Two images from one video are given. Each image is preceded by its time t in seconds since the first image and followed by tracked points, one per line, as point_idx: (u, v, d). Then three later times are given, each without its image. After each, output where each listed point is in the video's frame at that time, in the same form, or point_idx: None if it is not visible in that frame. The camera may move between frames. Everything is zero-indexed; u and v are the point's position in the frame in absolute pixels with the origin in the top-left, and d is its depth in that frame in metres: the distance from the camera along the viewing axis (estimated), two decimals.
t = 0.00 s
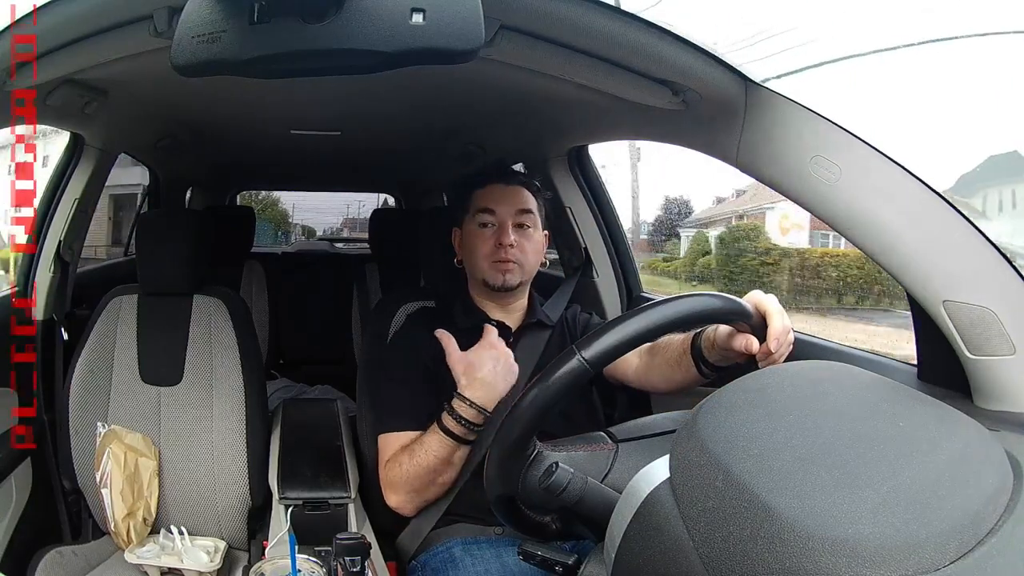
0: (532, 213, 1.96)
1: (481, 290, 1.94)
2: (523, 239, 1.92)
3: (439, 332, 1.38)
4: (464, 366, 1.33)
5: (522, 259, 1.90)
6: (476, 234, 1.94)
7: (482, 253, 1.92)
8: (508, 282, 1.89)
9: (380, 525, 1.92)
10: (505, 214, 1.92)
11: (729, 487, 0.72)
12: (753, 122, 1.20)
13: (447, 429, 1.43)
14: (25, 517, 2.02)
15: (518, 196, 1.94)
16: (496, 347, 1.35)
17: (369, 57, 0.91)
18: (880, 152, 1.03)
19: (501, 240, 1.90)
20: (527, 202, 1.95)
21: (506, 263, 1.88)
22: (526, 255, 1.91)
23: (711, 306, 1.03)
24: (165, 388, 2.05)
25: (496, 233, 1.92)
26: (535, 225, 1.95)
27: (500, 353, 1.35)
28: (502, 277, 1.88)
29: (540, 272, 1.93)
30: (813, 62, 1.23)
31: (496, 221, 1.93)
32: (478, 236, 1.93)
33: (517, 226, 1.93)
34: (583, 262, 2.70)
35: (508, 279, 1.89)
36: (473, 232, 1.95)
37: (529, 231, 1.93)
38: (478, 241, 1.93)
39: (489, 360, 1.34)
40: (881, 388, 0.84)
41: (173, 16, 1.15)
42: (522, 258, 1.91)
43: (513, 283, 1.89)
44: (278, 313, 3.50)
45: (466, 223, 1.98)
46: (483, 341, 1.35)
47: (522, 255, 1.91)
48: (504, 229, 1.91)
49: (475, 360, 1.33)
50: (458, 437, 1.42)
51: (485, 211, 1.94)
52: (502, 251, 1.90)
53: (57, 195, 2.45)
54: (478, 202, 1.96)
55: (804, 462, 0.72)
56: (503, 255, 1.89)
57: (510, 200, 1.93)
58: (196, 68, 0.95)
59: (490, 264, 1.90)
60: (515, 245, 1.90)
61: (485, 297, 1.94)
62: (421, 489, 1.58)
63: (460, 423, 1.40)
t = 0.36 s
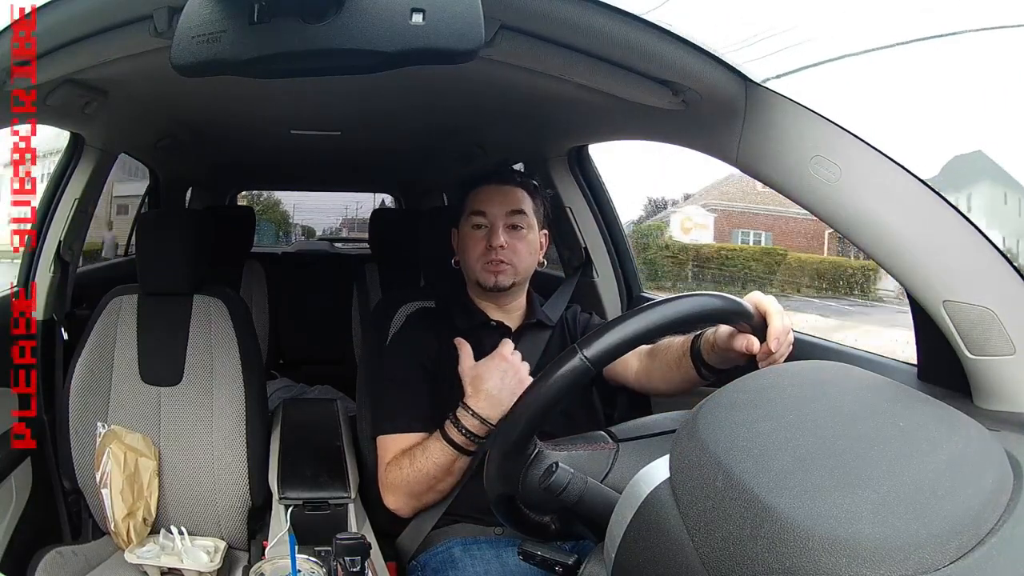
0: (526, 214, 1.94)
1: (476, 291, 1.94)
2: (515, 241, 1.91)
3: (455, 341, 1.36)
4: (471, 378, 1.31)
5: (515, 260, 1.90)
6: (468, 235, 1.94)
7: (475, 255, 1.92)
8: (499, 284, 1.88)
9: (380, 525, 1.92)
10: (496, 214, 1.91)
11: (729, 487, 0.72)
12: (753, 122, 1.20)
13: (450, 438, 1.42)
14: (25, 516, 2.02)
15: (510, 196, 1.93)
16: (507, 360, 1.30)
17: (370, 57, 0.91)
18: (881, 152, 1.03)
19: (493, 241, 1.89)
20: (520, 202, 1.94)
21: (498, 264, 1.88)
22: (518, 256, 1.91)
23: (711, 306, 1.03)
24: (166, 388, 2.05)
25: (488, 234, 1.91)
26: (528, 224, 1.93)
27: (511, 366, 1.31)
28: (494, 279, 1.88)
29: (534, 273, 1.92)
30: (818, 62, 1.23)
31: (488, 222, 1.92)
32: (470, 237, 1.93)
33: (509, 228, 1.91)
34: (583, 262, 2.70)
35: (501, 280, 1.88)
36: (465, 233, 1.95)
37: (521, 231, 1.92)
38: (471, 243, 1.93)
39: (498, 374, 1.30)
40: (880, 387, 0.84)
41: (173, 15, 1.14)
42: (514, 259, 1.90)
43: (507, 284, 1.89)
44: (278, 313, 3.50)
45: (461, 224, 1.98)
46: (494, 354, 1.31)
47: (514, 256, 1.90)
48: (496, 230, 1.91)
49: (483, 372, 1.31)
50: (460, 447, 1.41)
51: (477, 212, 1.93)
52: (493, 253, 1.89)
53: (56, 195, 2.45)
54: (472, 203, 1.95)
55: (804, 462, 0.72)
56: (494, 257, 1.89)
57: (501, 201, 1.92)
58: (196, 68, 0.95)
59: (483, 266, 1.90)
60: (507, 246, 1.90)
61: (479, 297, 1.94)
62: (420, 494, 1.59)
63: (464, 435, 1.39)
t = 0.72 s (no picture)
0: (528, 213, 1.95)
1: (479, 290, 1.94)
2: (518, 239, 1.91)
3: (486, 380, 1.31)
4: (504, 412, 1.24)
5: (519, 258, 1.90)
6: (471, 234, 1.94)
7: (478, 254, 1.92)
8: (503, 282, 1.88)
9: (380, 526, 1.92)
10: (501, 213, 1.92)
11: (728, 487, 0.72)
12: (752, 122, 1.20)
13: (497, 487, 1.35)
14: (25, 516, 2.02)
15: (514, 195, 1.94)
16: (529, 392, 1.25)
17: (370, 57, 0.91)
18: (880, 152, 1.03)
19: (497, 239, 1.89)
20: (522, 202, 1.94)
21: (502, 262, 1.88)
22: (522, 255, 1.91)
23: (712, 306, 1.03)
24: (166, 388, 2.05)
25: (492, 233, 1.92)
26: (532, 223, 1.94)
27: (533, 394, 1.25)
28: (499, 276, 1.88)
29: (537, 271, 1.92)
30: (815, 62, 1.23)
31: (492, 221, 1.92)
32: (473, 236, 1.93)
33: (513, 226, 1.92)
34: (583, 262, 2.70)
35: (506, 277, 1.88)
36: (468, 232, 1.95)
37: (525, 230, 1.93)
38: (475, 241, 1.93)
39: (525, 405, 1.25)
40: (880, 388, 0.84)
41: (172, 16, 1.14)
42: (518, 257, 1.90)
43: (511, 282, 1.89)
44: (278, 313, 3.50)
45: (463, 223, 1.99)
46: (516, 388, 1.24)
47: (518, 254, 1.91)
48: (499, 229, 1.91)
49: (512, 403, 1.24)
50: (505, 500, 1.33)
51: (480, 211, 1.94)
52: (497, 251, 1.90)
53: (56, 196, 2.45)
54: (474, 202, 1.96)
55: (804, 462, 0.72)
56: (498, 254, 1.89)
57: (505, 200, 1.93)
58: (197, 68, 0.95)
59: (487, 264, 1.90)
60: (511, 244, 1.90)
61: (482, 296, 1.94)
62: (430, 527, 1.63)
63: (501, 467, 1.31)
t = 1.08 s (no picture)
0: (530, 212, 1.95)
1: (480, 289, 1.94)
2: (519, 238, 1.91)
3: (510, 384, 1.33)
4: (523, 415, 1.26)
5: (520, 257, 1.90)
6: (473, 232, 1.94)
7: (479, 252, 1.92)
8: (502, 280, 1.88)
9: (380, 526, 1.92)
10: (503, 211, 1.92)
11: (729, 487, 0.72)
12: (752, 122, 1.20)
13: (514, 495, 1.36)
14: (25, 516, 2.02)
15: (516, 195, 1.94)
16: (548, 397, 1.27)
17: (370, 57, 0.91)
18: (880, 153, 1.03)
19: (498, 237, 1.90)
20: (524, 201, 1.95)
21: (503, 261, 1.88)
22: (523, 254, 1.91)
23: (715, 306, 1.03)
24: (166, 388, 2.05)
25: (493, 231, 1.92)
26: (533, 223, 1.94)
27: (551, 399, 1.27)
28: (500, 275, 1.88)
29: (538, 271, 1.92)
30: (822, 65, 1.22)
31: (494, 220, 1.93)
32: (475, 234, 1.94)
33: (514, 225, 1.92)
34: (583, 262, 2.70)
35: (506, 276, 1.88)
36: (469, 229, 1.95)
37: (526, 229, 1.93)
38: (476, 240, 1.93)
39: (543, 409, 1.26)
40: (881, 388, 0.84)
41: (172, 16, 1.14)
42: (519, 256, 1.90)
43: (511, 281, 1.89)
44: (278, 313, 3.50)
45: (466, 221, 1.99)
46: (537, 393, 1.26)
47: (519, 253, 1.90)
48: (500, 227, 1.91)
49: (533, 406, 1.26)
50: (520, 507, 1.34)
51: (482, 209, 1.94)
52: (496, 250, 1.90)
53: (56, 196, 2.45)
54: (477, 200, 1.96)
55: (804, 462, 0.71)
56: (498, 253, 1.89)
57: (507, 199, 1.93)
58: (197, 68, 0.95)
59: (488, 263, 1.90)
60: (512, 243, 1.90)
61: (482, 294, 1.94)
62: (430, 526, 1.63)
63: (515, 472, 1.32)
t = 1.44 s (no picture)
0: (532, 213, 1.95)
1: (482, 290, 1.94)
2: (522, 239, 1.91)
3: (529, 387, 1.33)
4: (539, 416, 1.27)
5: (522, 258, 1.90)
6: (476, 233, 1.94)
7: (482, 252, 1.92)
8: (505, 281, 1.88)
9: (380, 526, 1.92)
10: (505, 212, 1.93)
11: (728, 487, 0.72)
12: (752, 121, 1.20)
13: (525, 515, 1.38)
14: (25, 516, 2.03)
15: (519, 196, 1.94)
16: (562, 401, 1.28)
17: (370, 57, 0.91)
18: (880, 153, 1.03)
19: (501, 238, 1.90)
20: (527, 202, 1.95)
21: (505, 261, 1.88)
22: (525, 255, 1.91)
23: (718, 306, 1.03)
24: (165, 388, 2.05)
25: (495, 232, 1.92)
26: (536, 224, 1.95)
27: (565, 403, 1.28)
28: (501, 275, 1.88)
29: (539, 272, 1.92)
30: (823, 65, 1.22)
31: (496, 221, 1.93)
32: (477, 235, 1.94)
33: (517, 226, 1.93)
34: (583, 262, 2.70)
35: (508, 276, 1.88)
36: (473, 231, 1.95)
37: (528, 230, 1.93)
38: (478, 241, 1.93)
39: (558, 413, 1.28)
40: (881, 388, 0.84)
41: (172, 16, 1.14)
42: (521, 257, 1.90)
43: (513, 282, 1.89)
44: (278, 313, 3.50)
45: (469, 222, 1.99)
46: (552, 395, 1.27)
47: (521, 254, 1.91)
48: (503, 228, 1.92)
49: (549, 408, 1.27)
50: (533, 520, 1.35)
51: (484, 210, 1.94)
52: (501, 254, 1.89)
53: (56, 196, 2.45)
54: (479, 201, 1.97)
55: (805, 462, 0.71)
56: (500, 254, 1.89)
57: (510, 200, 1.93)
58: (197, 68, 0.95)
59: (490, 263, 1.90)
60: (514, 243, 1.90)
61: (484, 295, 1.94)
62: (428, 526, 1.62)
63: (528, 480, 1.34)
